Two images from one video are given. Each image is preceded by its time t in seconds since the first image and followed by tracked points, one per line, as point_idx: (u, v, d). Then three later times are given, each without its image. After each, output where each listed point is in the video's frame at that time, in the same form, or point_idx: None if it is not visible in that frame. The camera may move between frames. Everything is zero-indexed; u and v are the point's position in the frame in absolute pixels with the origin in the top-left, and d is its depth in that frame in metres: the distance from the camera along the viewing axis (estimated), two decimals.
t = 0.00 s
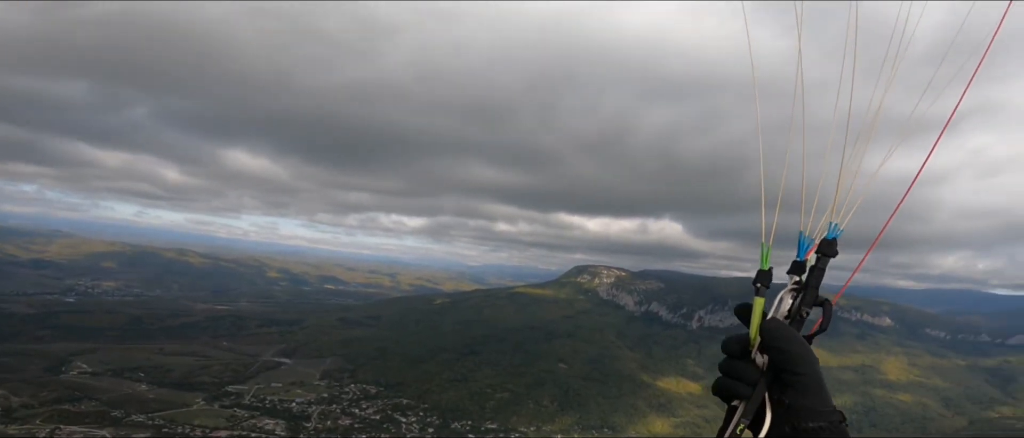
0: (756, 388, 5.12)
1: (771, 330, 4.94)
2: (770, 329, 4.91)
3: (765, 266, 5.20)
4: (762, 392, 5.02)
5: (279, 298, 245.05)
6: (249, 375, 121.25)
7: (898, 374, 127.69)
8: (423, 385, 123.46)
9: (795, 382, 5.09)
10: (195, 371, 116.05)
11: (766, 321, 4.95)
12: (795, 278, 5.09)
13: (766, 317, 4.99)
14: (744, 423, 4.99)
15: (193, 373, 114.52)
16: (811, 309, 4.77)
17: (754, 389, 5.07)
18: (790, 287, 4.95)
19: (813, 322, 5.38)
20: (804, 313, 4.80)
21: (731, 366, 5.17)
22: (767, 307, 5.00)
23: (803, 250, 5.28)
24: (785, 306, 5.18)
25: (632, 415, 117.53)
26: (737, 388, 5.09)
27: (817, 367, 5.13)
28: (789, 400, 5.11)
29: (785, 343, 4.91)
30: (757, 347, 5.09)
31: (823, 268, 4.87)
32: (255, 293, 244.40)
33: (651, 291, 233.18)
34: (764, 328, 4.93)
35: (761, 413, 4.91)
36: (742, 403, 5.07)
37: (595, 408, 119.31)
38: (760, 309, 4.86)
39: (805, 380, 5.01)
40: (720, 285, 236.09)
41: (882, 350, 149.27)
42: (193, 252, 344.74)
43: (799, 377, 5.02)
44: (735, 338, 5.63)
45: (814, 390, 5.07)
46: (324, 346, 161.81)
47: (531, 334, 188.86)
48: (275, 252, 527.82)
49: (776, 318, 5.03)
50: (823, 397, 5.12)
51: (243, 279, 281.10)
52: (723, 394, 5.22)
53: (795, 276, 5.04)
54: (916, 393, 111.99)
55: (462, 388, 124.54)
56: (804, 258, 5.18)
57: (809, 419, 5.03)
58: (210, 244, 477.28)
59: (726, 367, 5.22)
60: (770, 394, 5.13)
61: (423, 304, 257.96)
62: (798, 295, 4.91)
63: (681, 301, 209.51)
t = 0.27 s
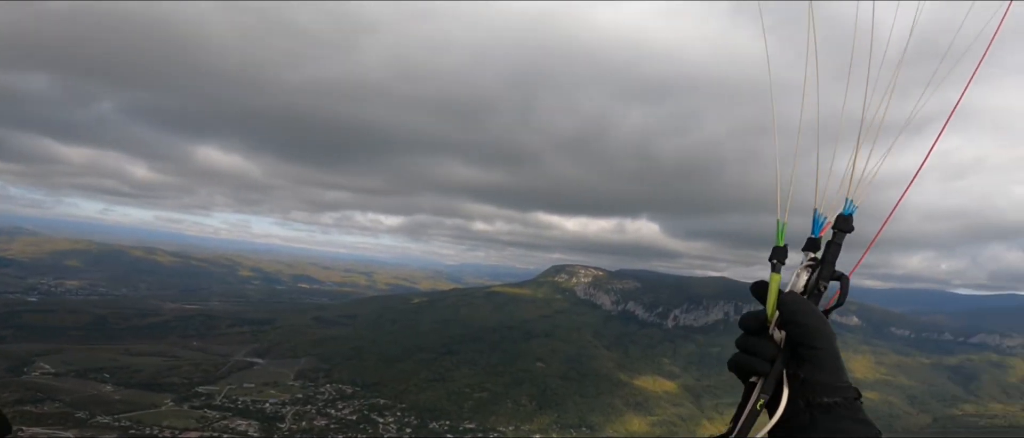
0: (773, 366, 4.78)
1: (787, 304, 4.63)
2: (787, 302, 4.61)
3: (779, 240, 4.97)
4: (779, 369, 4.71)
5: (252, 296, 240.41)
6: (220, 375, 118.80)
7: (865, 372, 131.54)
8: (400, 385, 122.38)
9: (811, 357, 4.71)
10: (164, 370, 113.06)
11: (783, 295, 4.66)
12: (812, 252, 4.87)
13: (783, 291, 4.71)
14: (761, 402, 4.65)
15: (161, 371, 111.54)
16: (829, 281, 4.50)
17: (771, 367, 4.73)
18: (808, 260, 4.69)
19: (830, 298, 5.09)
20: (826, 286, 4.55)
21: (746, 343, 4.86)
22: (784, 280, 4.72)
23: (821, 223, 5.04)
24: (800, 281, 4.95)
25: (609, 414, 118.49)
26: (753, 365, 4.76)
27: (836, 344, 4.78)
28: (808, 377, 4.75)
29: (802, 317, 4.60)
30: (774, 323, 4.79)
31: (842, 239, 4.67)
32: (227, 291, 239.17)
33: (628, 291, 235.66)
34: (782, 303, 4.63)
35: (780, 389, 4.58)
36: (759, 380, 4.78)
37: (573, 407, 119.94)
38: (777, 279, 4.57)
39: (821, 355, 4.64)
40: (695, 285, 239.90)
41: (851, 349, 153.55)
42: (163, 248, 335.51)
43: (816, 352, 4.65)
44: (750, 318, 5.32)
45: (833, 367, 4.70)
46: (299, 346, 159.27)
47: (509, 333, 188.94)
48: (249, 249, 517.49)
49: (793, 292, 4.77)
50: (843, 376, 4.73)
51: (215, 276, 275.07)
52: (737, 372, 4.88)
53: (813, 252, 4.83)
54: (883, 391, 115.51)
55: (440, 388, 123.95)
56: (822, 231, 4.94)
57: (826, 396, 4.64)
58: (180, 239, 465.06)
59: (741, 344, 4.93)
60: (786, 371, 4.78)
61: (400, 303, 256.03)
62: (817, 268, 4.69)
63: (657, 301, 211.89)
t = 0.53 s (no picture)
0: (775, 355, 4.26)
1: (790, 285, 4.19)
2: (790, 286, 4.13)
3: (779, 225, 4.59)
4: (782, 357, 4.20)
5: (223, 290, 234.99)
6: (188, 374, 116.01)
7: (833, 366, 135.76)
8: (375, 382, 121.36)
9: (815, 341, 4.16)
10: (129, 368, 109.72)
11: (786, 280, 4.25)
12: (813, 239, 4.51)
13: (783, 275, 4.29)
14: (763, 389, 4.15)
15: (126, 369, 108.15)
16: (833, 262, 4.12)
17: (774, 355, 4.23)
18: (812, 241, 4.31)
19: (836, 290, 4.63)
20: (830, 271, 4.19)
21: (747, 331, 4.38)
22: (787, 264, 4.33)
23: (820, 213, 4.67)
24: (802, 267, 4.58)
25: (586, 409, 119.60)
26: (757, 352, 4.26)
27: (842, 330, 4.22)
28: (812, 361, 4.17)
29: (805, 301, 4.12)
30: (775, 308, 4.37)
31: (848, 227, 4.44)
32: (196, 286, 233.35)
33: (604, 286, 238.19)
34: (783, 285, 4.20)
35: (787, 375, 4.08)
36: (762, 369, 4.26)
37: (550, 402, 120.77)
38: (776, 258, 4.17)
39: (826, 340, 4.11)
40: (669, 281, 243.91)
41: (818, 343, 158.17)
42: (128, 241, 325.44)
43: (822, 337, 4.13)
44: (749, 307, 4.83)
45: (837, 351, 4.17)
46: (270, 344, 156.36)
47: (485, 329, 189.04)
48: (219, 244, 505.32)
49: (798, 278, 4.36)
50: (848, 362, 4.19)
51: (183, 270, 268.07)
52: (738, 358, 4.38)
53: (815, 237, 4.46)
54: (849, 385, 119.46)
55: (416, 385, 123.34)
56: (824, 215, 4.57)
57: (830, 380, 4.07)
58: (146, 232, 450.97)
59: (742, 332, 4.47)
60: (788, 358, 4.23)
61: (375, 300, 253.77)
62: (821, 254, 4.32)
63: (632, 296, 214.47)
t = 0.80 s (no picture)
0: (749, 351, 4.45)
1: (766, 284, 4.35)
2: (768, 282, 4.31)
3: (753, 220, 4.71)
4: (757, 353, 4.37)
5: (186, 289, 228.04)
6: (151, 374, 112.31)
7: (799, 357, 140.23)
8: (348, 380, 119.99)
9: (788, 339, 4.35)
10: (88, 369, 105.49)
11: (761, 276, 4.38)
12: (785, 233, 4.64)
13: (758, 272, 4.43)
14: (737, 385, 4.33)
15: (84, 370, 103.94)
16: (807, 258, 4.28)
17: (749, 350, 4.40)
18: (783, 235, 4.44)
19: (808, 285, 4.80)
20: (801, 267, 4.38)
21: (724, 326, 4.53)
22: (761, 259, 4.46)
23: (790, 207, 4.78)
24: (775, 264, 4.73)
25: (561, 404, 120.73)
26: (731, 349, 4.43)
27: (814, 327, 4.44)
28: (785, 359, 4.37)
29: (781, 297, 4.30)
30: (749, 304, 4.52)
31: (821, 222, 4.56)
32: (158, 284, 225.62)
33: (577, 281, 240.56)
34: (760, 284, 4.35)
35: (762, 372, 4.27)
36: (736, 363, 4.44)
37: (525, 398, 121.60)
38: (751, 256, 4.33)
39: (800, 336, 4.29)
40: (640, 275, 248.01)
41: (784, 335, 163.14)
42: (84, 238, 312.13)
43: (796, 334, 4.29)
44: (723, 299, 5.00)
45: (810, 346, 4.33)
46: (238, 344, 152.60)
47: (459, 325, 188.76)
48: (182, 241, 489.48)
49: (771, 273, 4.53)
50: (820, 358, 4.35)
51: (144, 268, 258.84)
52: (713, 356, 4.54)
53: (787, 232, 4.59)
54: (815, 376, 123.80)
55: (390, 382, 122.48)
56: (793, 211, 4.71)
57: (803, 377, 4.20)
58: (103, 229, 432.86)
59: (719, 325, 4.63)
60: (763, 356, 4.41)
61: (346, 297, 250.20)
62: (795, 250, 4.46)
63: (604, 290, 217.00)
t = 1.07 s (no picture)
0: (728, 347, 4.49)
1: (746, 279, 4.37)
2: (747, 278, 4.33)
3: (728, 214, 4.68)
4: (735, 350, 4.41)
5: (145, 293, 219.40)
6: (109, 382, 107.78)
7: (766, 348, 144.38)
8: (320, 383, 118.06)
9: (767, 334, 4.43)
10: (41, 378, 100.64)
11: (738, 272, 4.38)
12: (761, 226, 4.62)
13: (736, 270, 4.43)
14: (716, 385, 4.40)
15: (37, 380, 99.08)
16: (782, 255, 4.30)
17: (728, 347, 4.44)
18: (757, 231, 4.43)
19: (781, 277, 4.86)
20: (777, 263, 4.40)
21: (702, 322, 4.55)
22: (735, 255, 4.45)
23: (763, 199, 4.74)
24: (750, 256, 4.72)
25: (536, 400, 121.50)
26: (708, 345, 4.47)
27: (789, 321, 4.51)
28: (762, 356, 4.43)
29: (760, 294, 4.33)
30: (727, 300, 4.52)
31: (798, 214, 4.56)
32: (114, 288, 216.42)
33: (548, 277, 242.37)
34: (738, 278, 4.37)
35: (740, 369, 4.33)
36: (716, 361, 4.48)
37: (501, 395, 121.94)
38: (728, 255, 4.33)
39: (778, 334, 4.38)
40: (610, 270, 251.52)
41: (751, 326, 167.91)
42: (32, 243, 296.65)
43: (774, 331, 4.38)
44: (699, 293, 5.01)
45: (786, 341, 4.41)
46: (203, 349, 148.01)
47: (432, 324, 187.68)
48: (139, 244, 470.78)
49: (749, 268, 4.53)
50: (794, 356, 4.46)
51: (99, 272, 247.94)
52: (691, 352, 4.58)
53: (762, 224, 4.54)
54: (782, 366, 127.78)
55: (363, 383, 121.04)
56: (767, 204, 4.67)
57: (779, 377, 4.31)
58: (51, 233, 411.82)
59: (696, 322, 4.65)
60: (741, 351, 4.47)
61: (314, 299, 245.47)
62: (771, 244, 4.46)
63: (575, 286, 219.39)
